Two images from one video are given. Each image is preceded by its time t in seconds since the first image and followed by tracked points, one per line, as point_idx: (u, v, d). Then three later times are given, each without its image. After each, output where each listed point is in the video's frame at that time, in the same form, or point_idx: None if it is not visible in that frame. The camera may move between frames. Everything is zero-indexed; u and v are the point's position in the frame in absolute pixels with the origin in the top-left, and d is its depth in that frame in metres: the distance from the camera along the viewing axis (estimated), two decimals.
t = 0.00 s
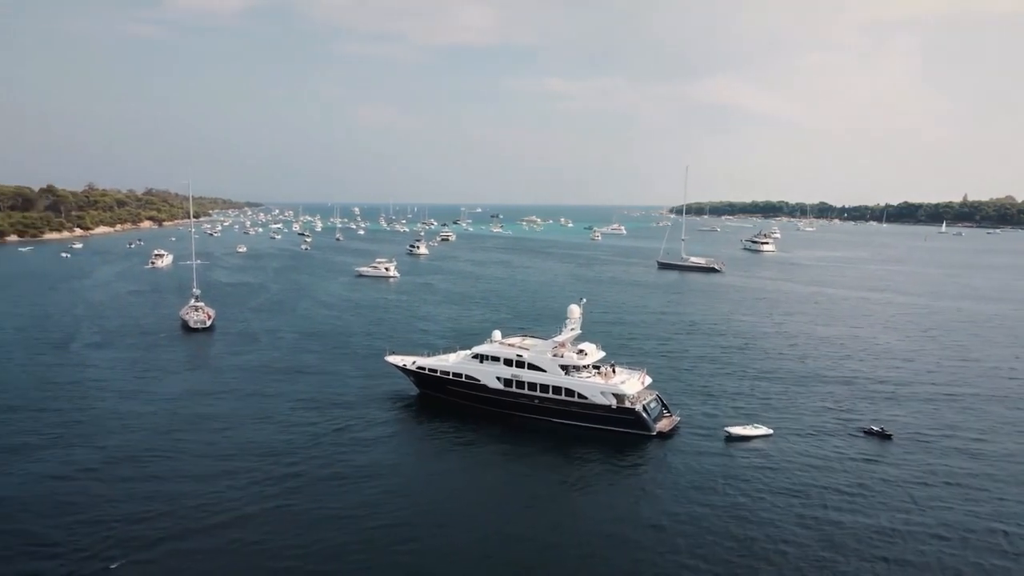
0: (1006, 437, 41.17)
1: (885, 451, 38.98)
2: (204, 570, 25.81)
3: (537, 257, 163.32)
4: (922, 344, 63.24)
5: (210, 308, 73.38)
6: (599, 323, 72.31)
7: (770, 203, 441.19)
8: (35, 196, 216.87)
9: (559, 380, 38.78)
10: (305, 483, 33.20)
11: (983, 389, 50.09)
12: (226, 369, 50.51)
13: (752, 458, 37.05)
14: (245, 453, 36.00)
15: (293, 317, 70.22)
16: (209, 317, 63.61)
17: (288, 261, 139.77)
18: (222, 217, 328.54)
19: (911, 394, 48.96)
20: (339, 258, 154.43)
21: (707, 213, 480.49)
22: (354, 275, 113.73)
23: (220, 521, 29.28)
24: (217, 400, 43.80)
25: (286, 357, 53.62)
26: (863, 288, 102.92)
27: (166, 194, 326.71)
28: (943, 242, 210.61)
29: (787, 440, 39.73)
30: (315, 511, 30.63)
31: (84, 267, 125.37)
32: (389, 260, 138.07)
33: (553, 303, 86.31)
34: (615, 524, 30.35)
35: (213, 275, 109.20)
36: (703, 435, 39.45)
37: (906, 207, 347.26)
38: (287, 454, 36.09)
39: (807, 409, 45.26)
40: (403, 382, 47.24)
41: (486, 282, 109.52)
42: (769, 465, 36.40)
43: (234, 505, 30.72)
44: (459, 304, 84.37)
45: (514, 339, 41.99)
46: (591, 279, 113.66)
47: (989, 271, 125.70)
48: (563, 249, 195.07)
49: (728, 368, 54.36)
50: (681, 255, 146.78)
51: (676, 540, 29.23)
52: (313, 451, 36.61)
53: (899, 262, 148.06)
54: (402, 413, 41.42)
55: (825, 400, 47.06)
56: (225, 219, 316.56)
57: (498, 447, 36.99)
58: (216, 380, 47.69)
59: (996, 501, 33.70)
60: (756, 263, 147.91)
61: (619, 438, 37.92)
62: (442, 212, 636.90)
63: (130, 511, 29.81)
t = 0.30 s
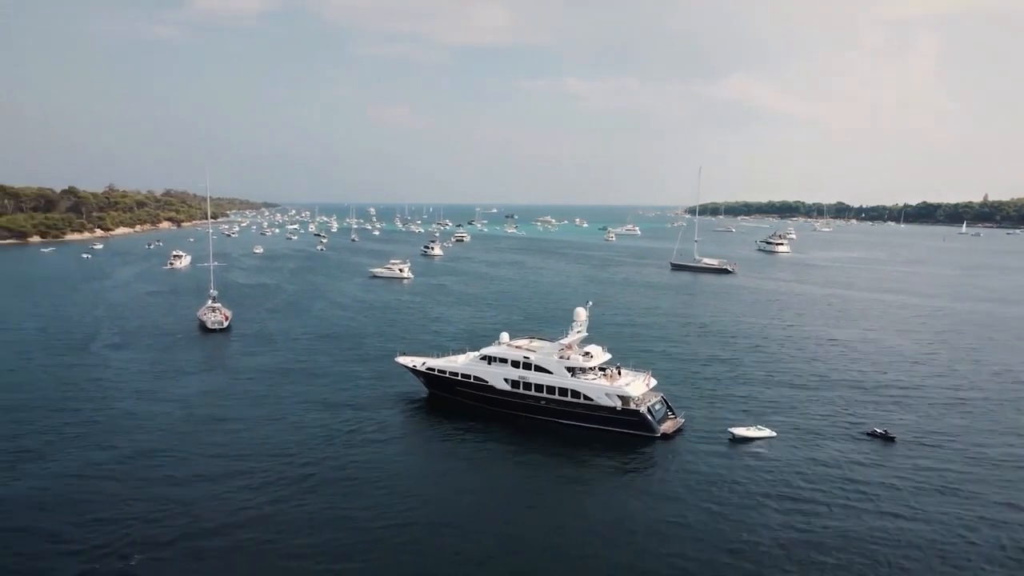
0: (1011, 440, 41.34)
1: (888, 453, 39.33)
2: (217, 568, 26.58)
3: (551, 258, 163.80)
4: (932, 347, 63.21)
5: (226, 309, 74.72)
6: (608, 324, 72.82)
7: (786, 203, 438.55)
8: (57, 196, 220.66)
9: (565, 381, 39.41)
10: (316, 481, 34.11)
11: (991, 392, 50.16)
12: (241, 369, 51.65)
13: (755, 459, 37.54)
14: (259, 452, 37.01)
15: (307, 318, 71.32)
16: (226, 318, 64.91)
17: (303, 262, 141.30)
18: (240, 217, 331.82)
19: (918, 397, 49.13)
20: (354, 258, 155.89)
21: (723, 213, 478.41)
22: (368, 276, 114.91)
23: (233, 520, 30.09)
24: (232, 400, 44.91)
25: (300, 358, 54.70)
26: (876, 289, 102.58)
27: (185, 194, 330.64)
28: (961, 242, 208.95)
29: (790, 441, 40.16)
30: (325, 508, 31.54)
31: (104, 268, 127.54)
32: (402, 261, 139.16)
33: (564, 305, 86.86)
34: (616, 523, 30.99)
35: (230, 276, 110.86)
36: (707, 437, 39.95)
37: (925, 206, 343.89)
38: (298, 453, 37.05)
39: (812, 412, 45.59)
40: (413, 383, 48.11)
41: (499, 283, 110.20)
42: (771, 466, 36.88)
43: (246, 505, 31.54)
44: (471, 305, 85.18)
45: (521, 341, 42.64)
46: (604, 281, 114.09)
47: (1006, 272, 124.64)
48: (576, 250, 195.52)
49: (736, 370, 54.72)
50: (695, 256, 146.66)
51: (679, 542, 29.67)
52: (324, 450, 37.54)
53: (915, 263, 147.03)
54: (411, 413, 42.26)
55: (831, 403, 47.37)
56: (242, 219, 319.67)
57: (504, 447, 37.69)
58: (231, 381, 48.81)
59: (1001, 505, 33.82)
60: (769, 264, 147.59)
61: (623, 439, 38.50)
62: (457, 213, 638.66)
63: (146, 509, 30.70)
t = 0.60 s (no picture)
0: (1016, 445, 41.64)
1: (890, 455, 39.91)
2: (236, 562, 27.97)
3: (572, 259, 164.62)
4: (946, 350, 63.19)
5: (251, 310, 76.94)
6: (623, 327, 73.69)
7: (812, 203, 434.07)
8: (91, 199, 226.63)
9: (571, 383, 40.54)
10: (329, 477, 35.63)
11: (1001, 397, 50.28)
12: (263, 370, 53.52)
13: (756, 461, 38.36)
14: (277, 450, 38.67)
15: (328, 320, 73.08)
16: (252, 320, 67.05)
17: (328, 263, 143.93)
18: (267, 219, 336.94)
19: (926, 400, 49.45)
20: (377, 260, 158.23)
21: (748, 213, 474.66)
22: (390, 277, 116.90)
23: (250, 516, 31.53)
24: (253, 400, 46.71)
25: (319, 360, 56.47)
26: (897, 291, 102.05)
27: (214, 196, 336.78)
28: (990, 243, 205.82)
29: (793, 443, 40.92)
30: (337, 503, 33.05)
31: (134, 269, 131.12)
32: (423, 263, 140.93)
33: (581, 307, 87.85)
34: (616, 521, 32.04)
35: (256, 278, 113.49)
36: (711, 438, 40.84)
37: (954, 206, 338.33)
38: (314, 450, 38.66)
39: (819, 414, 46.18)
40: (427, 384, 49.58)
41: (519, 285, 111.37)
42: (772, 467, 37.70)
43: (264, 501, 32.97)
44: (489, 307, 86.58)
45: (530, 344, 43.85)
46: (622, 283, 114.82)
47: None
48: (597, 251, 195.81)
49: (746, 373, 55.36)
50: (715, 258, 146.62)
51: (679, 542, 30.55)
52: (338, 447, 39.09)
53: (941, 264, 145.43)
54: (424, 413, 43.69)
55: (838, 406, 47.91)
56: (269, 221, 324.68)
57: (512, 446, 38.91)
58: (253, 381, 50.66)
59: (1004, 509, 34.20)
60: (791, 266, 147.07)
61: (628, 440, 39.53)
62: (480, 213, 641.12)
63: (169, 505, 32.20)
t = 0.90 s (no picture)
0: (1015, 449, 42.22)
1: (887, 458, 40.75)
2: (251, 550, 29.77)
3: (592, 261, 165.29)
4: (958, 355, 63.36)
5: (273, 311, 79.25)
6: (637, 329, 74.70)
7: (839, 203, 429.29)
8: (122, 201, 232.39)
9: (576, 385, 41.92)
10: (342, 471, 37.44)
11: (1008, 402, 50.64)
12: (283, 370, 55.61)
13: (753, 462, 39.48)
14: (293, 446, 40.58)
15: (348, 322, 74.97)
16: (275, 320, 69.30)
17: (351, 265, 146.45)
18: (293, 220, 341.63)
19: (931, 404, 50.01)
20: (399, 261, 160.34)
21: (774, 213, 470.11)
22: (410, 279, 118.93)
23: (267, 509, 33.20)
24: (273, 398, 48.73)
25: (337, 360, 58.45)
26: (916, 294, 101.60)
27: (241, 198, 342.49)
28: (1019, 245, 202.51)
29: (791, 445, 41.91)
30: (348, 496, 34.78)
31: (163, 271, 134.59)
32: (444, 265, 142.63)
33: (596, 310, 88.91)
34: (612, 518, 33.40)
35: (280, 279, 116.12)
36: (711, 440, 41.97)
37: (985, 206, 332.68)
38: (328, 447, 40.49)
39: (821, 417, 47.06)
40: (439, 384, 51.24)
41: (537, 286, 112.69)
42: (768, 468, 38.79)
43: (280, 495, 34.68)
44: (506, 308, 88.12)
45: (537, 347, 45.29)
46: (640, 284, 115.58)
47: None
48: (618, 252, 196.14)
49: (754, 376, 56.21)
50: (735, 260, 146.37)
51: (677, 541, 31.60)
52: (352, 444, 40.94)
53: (966, 265, 143.84)
54: (434, 412, 45.32)
55: (841, 409, 48.70)
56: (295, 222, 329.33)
57: (517, 446, 40.42)
58: (273, 381, 52.72)
59: (1002, 513, 34.72)
60: (812, 267, 146.43)
61: (630, 440, 40.84)
62: (504, 213, 643.16)
63: (192, 497, 34.13)
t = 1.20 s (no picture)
0: (1009, 456, 43.17)
1: (879, 462, 42.04)
2: (267, 537, 32.43)
3: (617, 263, 166.25)
4: (969, 361, 63.80)
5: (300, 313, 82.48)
6: (651, 333, 76.18)
7: (875, 203, 422.13)
8: (162, 203, 239.57)
9: (578, 386, 44.00)
10: (355, 466, 40.01)
11: (1011, 409, 51.30)
12: (306, 370, 58.53)
13: (746, 463, 41.10)
14: (311, 441, 43.31)
15: (371, 324, 77.83)
16: (303, 322, 72.30)
17: (379, 267, 149.69)
18: (326, 222, 347.48)
19: (933, 410, 50.92)
20: (426, 263, 163.39)
21: (808, 214, 463.50)
22: (435, 281, 121.67)
23: (285, 505, 35.47)
24: (296, 397, 51.58)
25: (358, 361, 61.23)
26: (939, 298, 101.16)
27: (276, 199, 349.38)
28: None
29: (786, 448, 43.40)
30: (359, 489, 37.34)
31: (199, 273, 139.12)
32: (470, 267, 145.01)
33: (614, 312, 90.51)
34: (604, 515, 35.40)
35: (309, 281, 119.71)
36: (708, 441, 43.67)
37: None
38: (344, 443, 43.15)
39: (820, 421, 48.37)
40: (451, 385, 53.64)
41: (559, 289, 114.47)
42: (760, 469, 40.40)
43: (298, 491, 36.98)
44: (526, 311, 90.17)
45: (543, 350, 47.44)
46: (661, 287, 116.72)
47: None
48: (645, 254, 196.43)
49: (760, 380, 57.56)
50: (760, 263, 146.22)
51: (671, 541, 33.11)
52: (366, 440, 43.53)
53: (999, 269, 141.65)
54: (445, 412, 47.72)
55: (842, 414, 49.92)
56: (328, 224, 335.13)
57: (520, 444, 42.59)
58: (296, 380, 55.65)
59: (993, 520, 35.65)
60: (839, 270, 145.60)
61: (629, 440, 42.81)
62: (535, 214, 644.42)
63: (215, 488, 36.93)
